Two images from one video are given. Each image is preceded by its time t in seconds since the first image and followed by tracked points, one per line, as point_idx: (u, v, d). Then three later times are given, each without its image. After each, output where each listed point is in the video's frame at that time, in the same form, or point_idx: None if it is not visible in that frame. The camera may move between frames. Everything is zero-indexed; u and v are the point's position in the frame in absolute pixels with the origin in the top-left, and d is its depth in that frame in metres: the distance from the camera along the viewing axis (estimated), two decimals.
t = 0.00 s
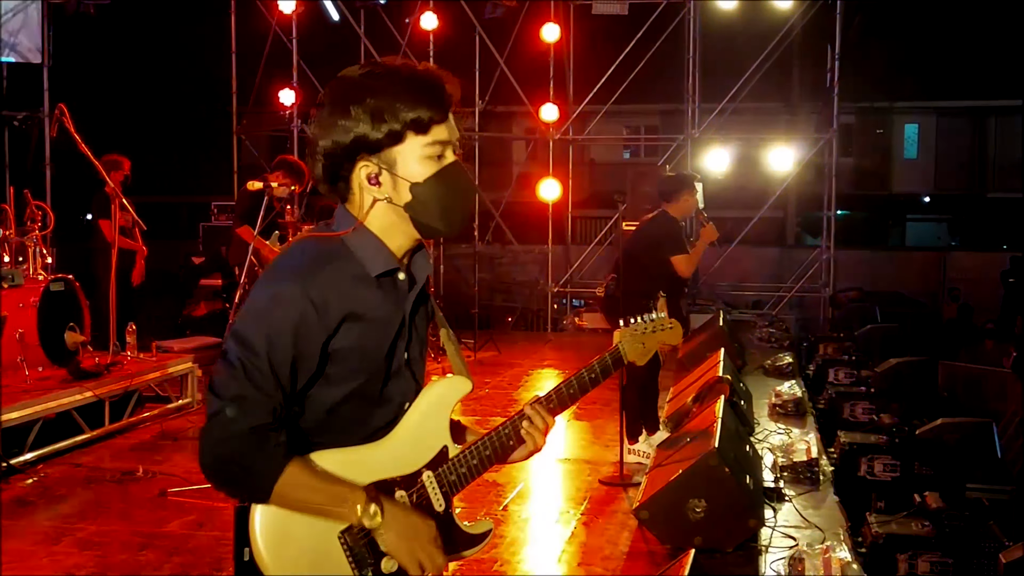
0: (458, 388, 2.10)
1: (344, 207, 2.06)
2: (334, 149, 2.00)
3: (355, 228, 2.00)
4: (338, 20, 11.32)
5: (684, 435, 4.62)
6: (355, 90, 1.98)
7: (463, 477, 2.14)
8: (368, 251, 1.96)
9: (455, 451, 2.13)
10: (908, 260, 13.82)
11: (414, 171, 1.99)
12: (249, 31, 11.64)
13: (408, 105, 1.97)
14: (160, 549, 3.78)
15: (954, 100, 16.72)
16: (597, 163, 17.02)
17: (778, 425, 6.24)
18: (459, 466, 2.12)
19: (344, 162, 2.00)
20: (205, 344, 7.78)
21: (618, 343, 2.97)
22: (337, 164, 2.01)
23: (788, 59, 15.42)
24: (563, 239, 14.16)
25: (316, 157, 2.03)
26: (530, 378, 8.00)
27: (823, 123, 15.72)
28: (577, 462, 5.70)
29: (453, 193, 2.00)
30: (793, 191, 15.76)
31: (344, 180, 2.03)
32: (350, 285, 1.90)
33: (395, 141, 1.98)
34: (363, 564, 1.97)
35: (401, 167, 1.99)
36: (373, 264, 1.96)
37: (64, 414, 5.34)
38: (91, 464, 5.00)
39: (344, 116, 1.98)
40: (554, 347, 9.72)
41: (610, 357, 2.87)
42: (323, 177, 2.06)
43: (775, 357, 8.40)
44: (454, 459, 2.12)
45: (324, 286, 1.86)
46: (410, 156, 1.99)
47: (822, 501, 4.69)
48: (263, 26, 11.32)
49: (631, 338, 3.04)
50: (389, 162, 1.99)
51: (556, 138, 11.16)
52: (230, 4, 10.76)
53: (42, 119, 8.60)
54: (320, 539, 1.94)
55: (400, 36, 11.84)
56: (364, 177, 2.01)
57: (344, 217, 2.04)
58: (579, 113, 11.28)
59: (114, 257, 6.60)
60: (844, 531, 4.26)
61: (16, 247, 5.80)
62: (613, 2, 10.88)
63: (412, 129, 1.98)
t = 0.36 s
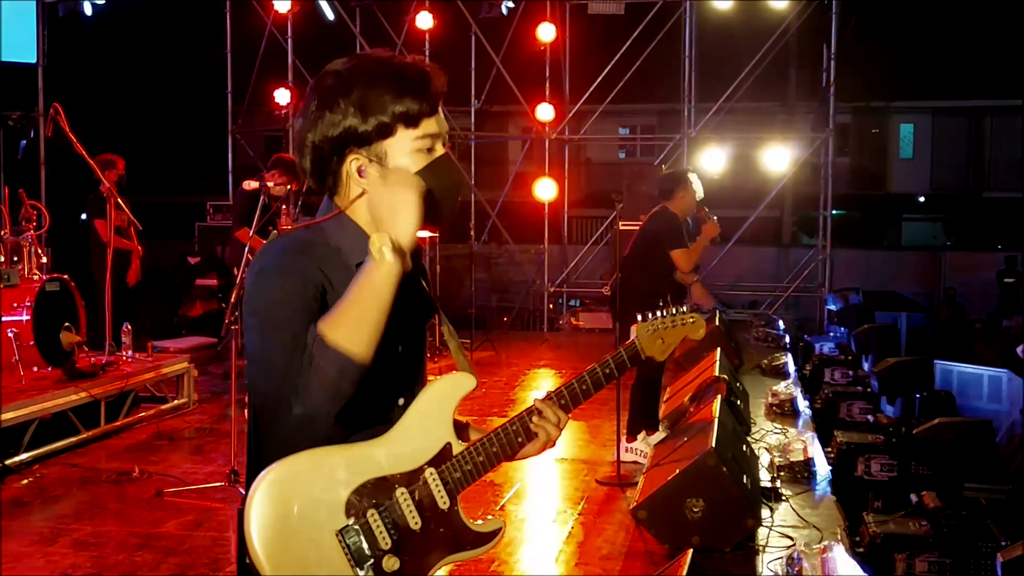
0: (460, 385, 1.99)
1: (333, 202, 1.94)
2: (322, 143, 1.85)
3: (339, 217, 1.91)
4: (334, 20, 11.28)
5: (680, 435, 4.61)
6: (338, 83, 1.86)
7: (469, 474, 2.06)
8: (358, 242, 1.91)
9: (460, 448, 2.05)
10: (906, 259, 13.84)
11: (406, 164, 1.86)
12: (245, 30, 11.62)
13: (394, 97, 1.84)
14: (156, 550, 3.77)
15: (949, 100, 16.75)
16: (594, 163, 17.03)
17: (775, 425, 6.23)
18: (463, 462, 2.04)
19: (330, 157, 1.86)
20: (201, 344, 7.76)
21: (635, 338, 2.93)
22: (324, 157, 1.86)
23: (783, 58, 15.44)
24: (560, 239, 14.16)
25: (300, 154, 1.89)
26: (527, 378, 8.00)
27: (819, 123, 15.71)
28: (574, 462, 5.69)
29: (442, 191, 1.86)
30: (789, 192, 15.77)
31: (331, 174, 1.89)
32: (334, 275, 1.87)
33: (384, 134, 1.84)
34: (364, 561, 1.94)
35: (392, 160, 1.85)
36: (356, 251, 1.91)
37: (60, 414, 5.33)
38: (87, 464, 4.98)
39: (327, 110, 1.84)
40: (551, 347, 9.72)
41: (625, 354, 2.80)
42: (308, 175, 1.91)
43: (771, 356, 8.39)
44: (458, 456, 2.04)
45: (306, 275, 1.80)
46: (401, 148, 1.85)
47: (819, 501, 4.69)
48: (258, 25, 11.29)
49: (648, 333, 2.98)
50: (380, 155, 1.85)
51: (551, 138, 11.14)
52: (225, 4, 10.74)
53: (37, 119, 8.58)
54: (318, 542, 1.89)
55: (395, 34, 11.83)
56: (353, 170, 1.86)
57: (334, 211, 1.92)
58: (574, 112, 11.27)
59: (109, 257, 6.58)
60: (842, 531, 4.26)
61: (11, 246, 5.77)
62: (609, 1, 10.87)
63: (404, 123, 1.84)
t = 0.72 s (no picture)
0: (490, 393, 1.95)
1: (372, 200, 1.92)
2: (360, 140, 1.87)
3: (383, 218, 1.86)
4: (329, 20, 11.24)
5: (678, 435, 4.60)
6: (377, 82, 1.87)
7: (499, 478, 2.05)
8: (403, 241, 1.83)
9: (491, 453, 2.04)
10: (901, 260, 13.85)
11: (440, 159, 1.84)
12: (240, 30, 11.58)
13: (429, 94, 1.83)
14: (153, 551, 3.76)
15: (944, 100, 16.77)
16: (589, 164, 17.00)
17: (772, 425, 6.24)
18: (494, 468, 2.02)
19: (367, 152, 1.87)
20: (197, 345, 7.74)
21: (642, 358, 2.96)
22: (361, 150, 1.87)
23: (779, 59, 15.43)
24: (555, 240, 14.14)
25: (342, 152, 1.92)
26: (524, 379, 7.99)
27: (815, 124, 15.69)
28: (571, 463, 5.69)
29: (476, 188, 1.80)
30: (784, 192, 15.77)
31: (368, 171, 1.90)
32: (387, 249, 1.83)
33: (420, 129, 1.83)
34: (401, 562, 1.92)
35: (427, 156, 1.84)
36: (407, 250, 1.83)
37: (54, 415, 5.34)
38: (83, 466, 4.97)
39: (365, 107, 1.86)
40: (547, 348, 9.70)
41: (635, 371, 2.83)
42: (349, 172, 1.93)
43: (767, 357, 8.40)
44: (489, 462, 2.01)
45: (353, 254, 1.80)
46: (436, 143, 1.83)
47: (816, 501, 4.68)
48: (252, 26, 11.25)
49: (657, 354, 3.02)
50: (415, 151, 1.84)
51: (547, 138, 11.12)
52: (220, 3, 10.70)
53: (32, 120, 8.55)
54: (358, 536, 1.87)
55: (391, 35, 11.80)
56: (390, 164, 1.86)
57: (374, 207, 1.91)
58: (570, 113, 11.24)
59: (105, 258, 6.56)
60: (839, 531, 4.25)
61: (6, 247, 5.75)
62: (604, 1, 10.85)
63: (437, 120, 1.83)
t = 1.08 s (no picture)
0: (563, 382, 1.84)
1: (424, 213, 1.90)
2: (412, 156, 1.83)
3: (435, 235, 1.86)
4: (326, 21, 11.24)
5: (674, 435, 4.58)
6: (426, 94, 1.81)
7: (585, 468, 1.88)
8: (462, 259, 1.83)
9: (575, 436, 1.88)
10: (897, 261, 13.88)
11: (495, 173, 1.82)
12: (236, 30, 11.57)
13: (481, 105, 1.79)
14: (149, 553, 3.76)
15: (941, 101, 16.79)
16: (586, 164, 17.04)
17: (768, 426, 6.25)
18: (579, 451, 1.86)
19: (418, 166, 1.83)
20: (193, 346, 7.74)
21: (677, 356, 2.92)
22: (414, 166, 1.83)
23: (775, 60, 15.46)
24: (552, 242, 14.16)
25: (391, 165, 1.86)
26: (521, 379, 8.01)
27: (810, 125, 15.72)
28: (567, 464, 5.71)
29: (526, 192, 1.82)
30: (780, 193, 15.80)
31: (421, 183, 1.86)
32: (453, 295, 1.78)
33: (473, 142, 1.80)
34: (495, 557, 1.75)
35: (481, 170, 1.81)
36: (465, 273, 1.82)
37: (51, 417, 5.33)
38: (80, 468, 4.97)
39: (415, 120, 1.80)
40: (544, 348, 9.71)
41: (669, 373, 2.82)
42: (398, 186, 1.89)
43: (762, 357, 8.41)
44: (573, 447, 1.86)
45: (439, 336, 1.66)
46: (490, 157, 1.81)
47: (812, 503, 4.69)
48: (249, 27, 11.28)
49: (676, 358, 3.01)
50: (469, 162, 1.81)
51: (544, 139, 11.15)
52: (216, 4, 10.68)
53: (28, 122, 8.55)
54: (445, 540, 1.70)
55: (388, 36, 11.80)
56: (443, 176, 1.83)
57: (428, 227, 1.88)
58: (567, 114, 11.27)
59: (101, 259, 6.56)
60: (835, 531, 4.27)
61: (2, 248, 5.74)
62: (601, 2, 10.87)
63: (490, 131, 1.80)
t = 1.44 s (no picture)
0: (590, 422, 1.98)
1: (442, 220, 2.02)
2: (443, 161, 1.95)
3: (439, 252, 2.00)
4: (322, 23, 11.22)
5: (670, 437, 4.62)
6: (474, 108, 1.92)
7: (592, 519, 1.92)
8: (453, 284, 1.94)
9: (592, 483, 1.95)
10: (893, 263, 13.89)
11: (522, 203, 1.93)
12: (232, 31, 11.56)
13: (522, 135, 1.90)
14: (145, 554, 3.77)
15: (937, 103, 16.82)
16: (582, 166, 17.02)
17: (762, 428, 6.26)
18: (588, 500, 1.91)
19: (447, 174, 1.95)
20: (188, 348, 7.73)
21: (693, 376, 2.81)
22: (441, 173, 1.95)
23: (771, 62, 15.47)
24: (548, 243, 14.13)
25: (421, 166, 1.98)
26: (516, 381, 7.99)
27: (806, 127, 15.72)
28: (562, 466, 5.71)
29: (547, 231, 1.93)
30: (776, 195, 15.80)
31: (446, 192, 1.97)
32: (425, 320, 1.89)
33: (506, 168, 1.92)
34: None
35: (507, 197, 1.93)
36: (451, 296, 1.93)
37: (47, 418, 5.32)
38: (74, 470, 4.97)
39: (457, 130, 1.92)
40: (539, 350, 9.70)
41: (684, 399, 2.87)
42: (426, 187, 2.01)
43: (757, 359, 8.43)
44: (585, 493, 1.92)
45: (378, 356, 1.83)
46: (519, 187, 1.93)
47: (806, 505, 4.71)
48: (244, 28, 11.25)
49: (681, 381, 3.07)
50: (497, 187, 1.93)
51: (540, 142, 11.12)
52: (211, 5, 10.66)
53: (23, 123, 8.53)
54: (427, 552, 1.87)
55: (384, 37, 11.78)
56: (468, 193, 1.94)
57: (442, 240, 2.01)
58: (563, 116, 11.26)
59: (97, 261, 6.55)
60: (828, 534, 4.30)
61: None
62: (597, 4, 10.86)
63: (527, 160, 1.92)
